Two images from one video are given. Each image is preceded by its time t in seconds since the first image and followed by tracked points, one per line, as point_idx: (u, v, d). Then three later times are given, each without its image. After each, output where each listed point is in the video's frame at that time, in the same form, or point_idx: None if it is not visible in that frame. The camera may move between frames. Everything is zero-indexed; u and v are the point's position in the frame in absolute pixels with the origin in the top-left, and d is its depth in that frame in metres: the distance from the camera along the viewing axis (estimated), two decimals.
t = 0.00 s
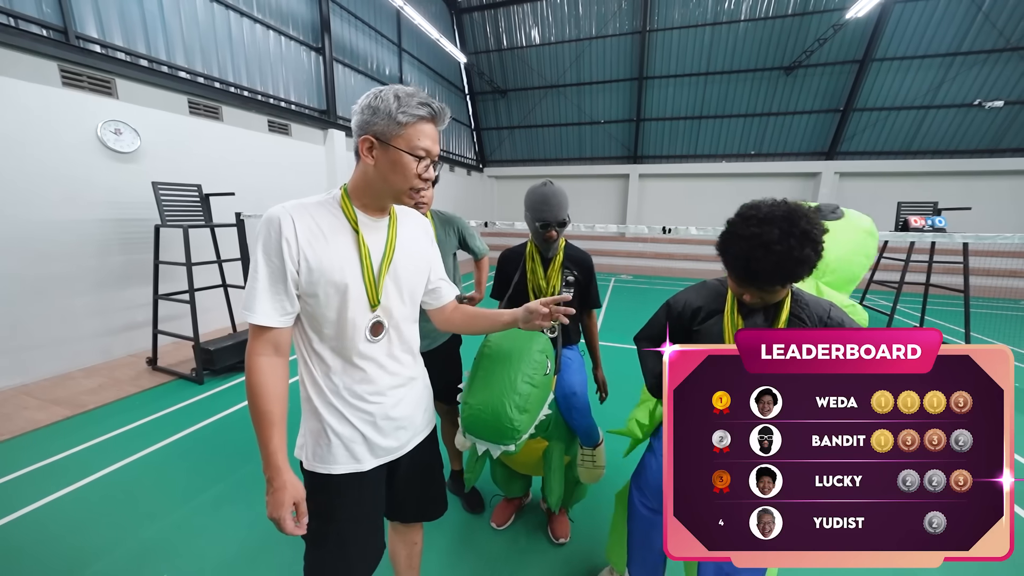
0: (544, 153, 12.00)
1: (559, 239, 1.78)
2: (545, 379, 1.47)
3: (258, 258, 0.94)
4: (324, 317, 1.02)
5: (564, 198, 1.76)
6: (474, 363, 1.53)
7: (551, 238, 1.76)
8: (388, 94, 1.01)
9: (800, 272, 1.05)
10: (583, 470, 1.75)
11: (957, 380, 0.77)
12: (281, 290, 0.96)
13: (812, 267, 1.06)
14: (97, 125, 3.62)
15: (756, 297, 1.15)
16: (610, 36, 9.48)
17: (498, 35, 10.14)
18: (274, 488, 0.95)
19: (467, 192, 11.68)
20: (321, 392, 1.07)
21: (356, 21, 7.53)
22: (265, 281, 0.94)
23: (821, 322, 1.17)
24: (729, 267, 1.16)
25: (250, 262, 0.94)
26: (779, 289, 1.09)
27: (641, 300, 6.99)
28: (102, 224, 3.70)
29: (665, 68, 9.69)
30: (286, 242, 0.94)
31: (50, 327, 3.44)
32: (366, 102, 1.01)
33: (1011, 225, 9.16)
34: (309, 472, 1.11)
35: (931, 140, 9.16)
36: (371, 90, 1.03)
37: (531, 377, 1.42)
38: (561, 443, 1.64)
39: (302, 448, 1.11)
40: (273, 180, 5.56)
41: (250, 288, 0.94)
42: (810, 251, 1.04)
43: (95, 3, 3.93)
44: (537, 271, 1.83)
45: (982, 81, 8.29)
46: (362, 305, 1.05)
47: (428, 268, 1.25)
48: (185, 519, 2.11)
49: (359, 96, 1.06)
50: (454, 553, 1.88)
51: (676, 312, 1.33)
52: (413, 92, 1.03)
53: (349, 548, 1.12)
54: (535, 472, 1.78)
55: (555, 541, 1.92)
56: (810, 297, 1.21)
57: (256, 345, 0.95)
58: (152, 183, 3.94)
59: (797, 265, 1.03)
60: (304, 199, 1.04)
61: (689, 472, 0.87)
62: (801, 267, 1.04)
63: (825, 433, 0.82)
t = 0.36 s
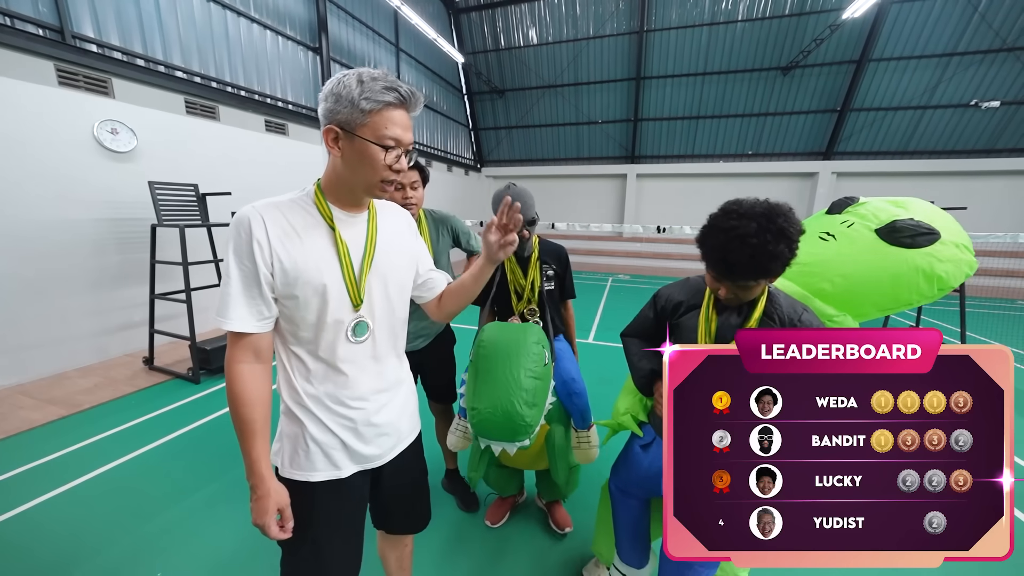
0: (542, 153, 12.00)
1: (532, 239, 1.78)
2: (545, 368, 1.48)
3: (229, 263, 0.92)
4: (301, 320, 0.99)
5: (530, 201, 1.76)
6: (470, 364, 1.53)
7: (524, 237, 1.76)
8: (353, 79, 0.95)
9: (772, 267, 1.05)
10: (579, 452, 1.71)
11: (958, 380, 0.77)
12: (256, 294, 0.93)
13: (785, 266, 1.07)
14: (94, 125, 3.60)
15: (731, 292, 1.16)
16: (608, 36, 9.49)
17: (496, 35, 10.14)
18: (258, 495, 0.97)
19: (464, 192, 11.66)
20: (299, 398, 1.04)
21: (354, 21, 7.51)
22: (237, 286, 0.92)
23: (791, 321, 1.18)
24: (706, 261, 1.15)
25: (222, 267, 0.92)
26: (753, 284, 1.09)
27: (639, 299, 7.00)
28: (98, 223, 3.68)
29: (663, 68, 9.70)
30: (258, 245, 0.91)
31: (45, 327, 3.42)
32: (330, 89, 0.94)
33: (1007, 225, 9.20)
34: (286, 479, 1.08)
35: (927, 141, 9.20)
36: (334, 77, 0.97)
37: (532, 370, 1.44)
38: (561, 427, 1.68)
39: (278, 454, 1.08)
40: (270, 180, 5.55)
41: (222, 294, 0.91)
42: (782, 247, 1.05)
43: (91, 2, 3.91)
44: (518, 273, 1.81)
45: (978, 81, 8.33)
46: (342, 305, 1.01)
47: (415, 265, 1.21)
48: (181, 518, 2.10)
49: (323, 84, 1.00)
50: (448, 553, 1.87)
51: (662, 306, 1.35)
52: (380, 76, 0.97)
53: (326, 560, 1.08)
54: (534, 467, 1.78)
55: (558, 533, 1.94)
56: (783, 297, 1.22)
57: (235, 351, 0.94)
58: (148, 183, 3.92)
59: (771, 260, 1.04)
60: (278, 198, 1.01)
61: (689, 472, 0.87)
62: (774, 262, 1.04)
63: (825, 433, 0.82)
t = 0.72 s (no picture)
0: (542, 153, 11.99)
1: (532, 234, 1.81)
2: (559, 358, 1.50)
3: (201, 270, 0.89)
4: (284, 325, 0.97)
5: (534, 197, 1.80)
6: (489, 347, 1.53)
7: (524, 232, 1.79)
8: (321, 69, 0.91)
9: (709, 252, 1.10)
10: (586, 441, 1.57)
11: (958, 380, 0.77)
12: (230, 301, 0.91)
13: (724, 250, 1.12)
14: (96, 125, 3.61)
15: (681, 281, 1.18)
16: (609, 36, 9.48)
17: (496, 36, 10.14)
18: (223, 507, 0.94)
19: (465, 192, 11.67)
20: (283, 407, 1.03)
21: (354, 21, 7.52)
22: (211, 295, 0.90)
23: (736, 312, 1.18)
24: (654, 251, 1.20)
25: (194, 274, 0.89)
26: (696, 270, 1.13)
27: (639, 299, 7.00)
28: (99, 223, 3.68)
29: (663, 67, 9.69)
30: (232, 250, 0.89)
31: (47, 327, 3.42)
32: (300, 82, 0.92)
33: (1009, 224, 9.18)
34: (273, 490, 1.07)
35: (929, 140, 9.18)
36: (303, 68, 0.94)
37: (549, 357, 1.46)
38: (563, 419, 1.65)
39: (263, 463, 1.08)
40: (271, 179, 5.55)
41: (196, 304, 0.89)
42: (718, 234, 1.10)
43: (93, 2, 3.92)
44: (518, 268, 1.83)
45: (981, 80, 8.32)
46: (327, 308, 1.00)
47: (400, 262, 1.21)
48: (182, 517, 2.10)
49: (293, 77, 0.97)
50: (446, 553, 1.87)
51: (623, 300, 1.39)
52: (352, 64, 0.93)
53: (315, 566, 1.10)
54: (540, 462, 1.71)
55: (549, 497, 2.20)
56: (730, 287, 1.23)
57: (208, 361, 0.93)
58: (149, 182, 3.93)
59: (707, 247, 1.09)
60: (250, 198, 0.98)
61: (688, 472, 0.87)
62: (710, 248, 1.09)
63: (825, 433, 0.82)
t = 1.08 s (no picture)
0: (545, 153, 11.98)
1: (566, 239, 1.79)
2: (563, 354, 1.53)
3: (200, 275, 0.87)
4: (288, 330, 0.97)
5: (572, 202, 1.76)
6: (495, 338, 1.60)
7: (558, 237, 1.77)
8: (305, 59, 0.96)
9: (693, 245, 1.11)
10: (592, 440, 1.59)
11: (958, 380, 0.77)
12: (232, 307, 0.89)
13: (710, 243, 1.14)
14: (101, 125, 3.64)
15: (675, 278, 1.20)
16: (611, 36, 9.48)
17: (499, 36, 10.15)
18: (236, 533, 0.89)
19: (467, 192, 11.68)
20: (291, 415, 1.02)
21: (357, 21, 7.54)
22: (211, 300, 0.88)
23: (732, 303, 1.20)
24: (643, 248, 1.23)
25: (193, 279, 0.87)
26: (686, 265, 1.14)
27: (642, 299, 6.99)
28: (104, 222, 3.71)
29: (666, 67, 9.67)
30: (234, 254, 0.87)
31: (52, 326, 3.45)
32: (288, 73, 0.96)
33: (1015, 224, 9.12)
34: (283, 500, 1.07)
35: (934, 140, 9.13)
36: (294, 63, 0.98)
37: (551, 352, 1.49)
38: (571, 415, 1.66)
39: (272, 474, 1.07)
40: (274, 179, 5.57)
41: (194, 311, 0.87)
42: (700, 227, 1.12)
43: (98, 2, 3.94)
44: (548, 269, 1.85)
45: (986, 79, 8.27)
46: (332, 311, 1.00)
47: (400, 266, 1.22)
48: (186, 516, 2.12)
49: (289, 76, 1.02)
50: (449, 553, 1.87)
51: (623, 305, 1.40)
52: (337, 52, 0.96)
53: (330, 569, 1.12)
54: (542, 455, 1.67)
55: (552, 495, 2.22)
56: (723, 279, 1.25)
57: (209, 371, 0.90)
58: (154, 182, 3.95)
59: (693, 241, 1.11)
60: (246, 199, 0.97)
61: (688, 472, 0.87)
62: (695, 242, 1.11)
63: (826, 433, 0.82)
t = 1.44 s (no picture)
0: (547, 153, 11.98)
1: (585, 234, 1.83)
2: (582, 355, 1.53)
3: (207, 276, 0.87)
4: (294, 331, 0.97)
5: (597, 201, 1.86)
6: (513, 334, 1.58)
7: (577, 232, 1.81)
8: (339, 61, 0.93)
9: (719, 251, 1.09)
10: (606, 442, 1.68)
11: (958, 380, 0.77)
12: (239, 307, 0.90)
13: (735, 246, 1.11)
14: (105, 125, 3.66)
15: (700, 283, 1.18)
16: (614, 35, 9.46)
17: (501, 35, 10.16)
18: (250, 532, 0.90)
19: (469, 191, 11.69)
20: (295, 418, 1.02)
21: (360, 21, 7.55)
22: (217, 300, 0.88)
23: (761, 307, 1.18)
24: (664, 252, 1.20)
25: (199, 280, 0.87)
26: (710, 270, 1.12)
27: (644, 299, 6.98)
28: (108, 222, 3.73)
29: (668, 66, 9.65)
30: (242, 253, 0.88)
31: (57, 325, 3.48)
32: (314, 73, 0.92)
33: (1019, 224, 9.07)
34: (287, 504, 1.08)
35: (938, 139, 9.08)
36: (317, 57, 0.94)
37: (571, 353, 1.49)
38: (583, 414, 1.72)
39: (275, 477, 1.08)
40: (276, 179, 5.59)
41: (201, 311, 0.87)
42: (724, 232, 1.09)
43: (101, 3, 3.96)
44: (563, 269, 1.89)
45: (990, 78, 8.22)
46: (338, 312, 1.01)
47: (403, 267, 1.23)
48: (190, 515, 2.13)
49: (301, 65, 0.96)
50: (453, 554, 1.88)
51: (646, 309, 1.37)
52: (369, 57, 0.95)
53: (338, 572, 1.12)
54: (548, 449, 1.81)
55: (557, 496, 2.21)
56: (753, 283, 1.23)
57: (215, 372, 0.90)
58: (157, 182, 3.97)
59: (716, 246, 1.08)
60: (252, 198, 0.98)
61: (689, 472, 0.87)
62: (720, 248, 1.08)
63: (825, 433, 0.82)
